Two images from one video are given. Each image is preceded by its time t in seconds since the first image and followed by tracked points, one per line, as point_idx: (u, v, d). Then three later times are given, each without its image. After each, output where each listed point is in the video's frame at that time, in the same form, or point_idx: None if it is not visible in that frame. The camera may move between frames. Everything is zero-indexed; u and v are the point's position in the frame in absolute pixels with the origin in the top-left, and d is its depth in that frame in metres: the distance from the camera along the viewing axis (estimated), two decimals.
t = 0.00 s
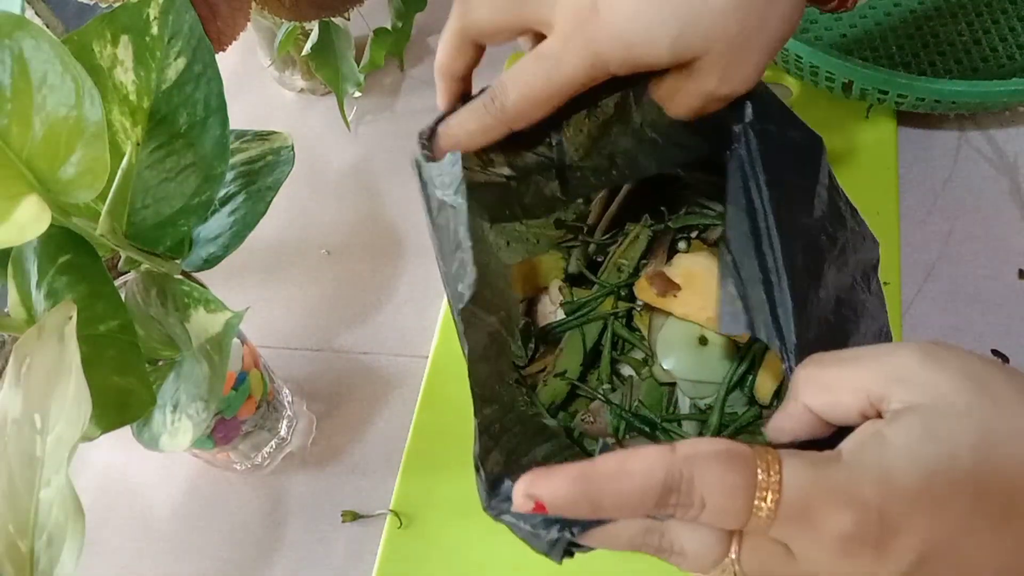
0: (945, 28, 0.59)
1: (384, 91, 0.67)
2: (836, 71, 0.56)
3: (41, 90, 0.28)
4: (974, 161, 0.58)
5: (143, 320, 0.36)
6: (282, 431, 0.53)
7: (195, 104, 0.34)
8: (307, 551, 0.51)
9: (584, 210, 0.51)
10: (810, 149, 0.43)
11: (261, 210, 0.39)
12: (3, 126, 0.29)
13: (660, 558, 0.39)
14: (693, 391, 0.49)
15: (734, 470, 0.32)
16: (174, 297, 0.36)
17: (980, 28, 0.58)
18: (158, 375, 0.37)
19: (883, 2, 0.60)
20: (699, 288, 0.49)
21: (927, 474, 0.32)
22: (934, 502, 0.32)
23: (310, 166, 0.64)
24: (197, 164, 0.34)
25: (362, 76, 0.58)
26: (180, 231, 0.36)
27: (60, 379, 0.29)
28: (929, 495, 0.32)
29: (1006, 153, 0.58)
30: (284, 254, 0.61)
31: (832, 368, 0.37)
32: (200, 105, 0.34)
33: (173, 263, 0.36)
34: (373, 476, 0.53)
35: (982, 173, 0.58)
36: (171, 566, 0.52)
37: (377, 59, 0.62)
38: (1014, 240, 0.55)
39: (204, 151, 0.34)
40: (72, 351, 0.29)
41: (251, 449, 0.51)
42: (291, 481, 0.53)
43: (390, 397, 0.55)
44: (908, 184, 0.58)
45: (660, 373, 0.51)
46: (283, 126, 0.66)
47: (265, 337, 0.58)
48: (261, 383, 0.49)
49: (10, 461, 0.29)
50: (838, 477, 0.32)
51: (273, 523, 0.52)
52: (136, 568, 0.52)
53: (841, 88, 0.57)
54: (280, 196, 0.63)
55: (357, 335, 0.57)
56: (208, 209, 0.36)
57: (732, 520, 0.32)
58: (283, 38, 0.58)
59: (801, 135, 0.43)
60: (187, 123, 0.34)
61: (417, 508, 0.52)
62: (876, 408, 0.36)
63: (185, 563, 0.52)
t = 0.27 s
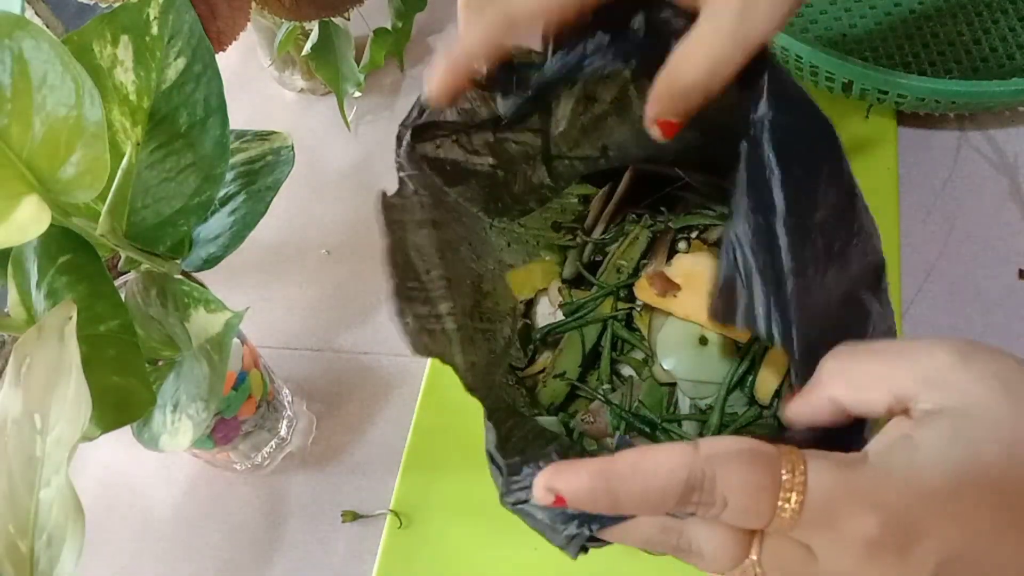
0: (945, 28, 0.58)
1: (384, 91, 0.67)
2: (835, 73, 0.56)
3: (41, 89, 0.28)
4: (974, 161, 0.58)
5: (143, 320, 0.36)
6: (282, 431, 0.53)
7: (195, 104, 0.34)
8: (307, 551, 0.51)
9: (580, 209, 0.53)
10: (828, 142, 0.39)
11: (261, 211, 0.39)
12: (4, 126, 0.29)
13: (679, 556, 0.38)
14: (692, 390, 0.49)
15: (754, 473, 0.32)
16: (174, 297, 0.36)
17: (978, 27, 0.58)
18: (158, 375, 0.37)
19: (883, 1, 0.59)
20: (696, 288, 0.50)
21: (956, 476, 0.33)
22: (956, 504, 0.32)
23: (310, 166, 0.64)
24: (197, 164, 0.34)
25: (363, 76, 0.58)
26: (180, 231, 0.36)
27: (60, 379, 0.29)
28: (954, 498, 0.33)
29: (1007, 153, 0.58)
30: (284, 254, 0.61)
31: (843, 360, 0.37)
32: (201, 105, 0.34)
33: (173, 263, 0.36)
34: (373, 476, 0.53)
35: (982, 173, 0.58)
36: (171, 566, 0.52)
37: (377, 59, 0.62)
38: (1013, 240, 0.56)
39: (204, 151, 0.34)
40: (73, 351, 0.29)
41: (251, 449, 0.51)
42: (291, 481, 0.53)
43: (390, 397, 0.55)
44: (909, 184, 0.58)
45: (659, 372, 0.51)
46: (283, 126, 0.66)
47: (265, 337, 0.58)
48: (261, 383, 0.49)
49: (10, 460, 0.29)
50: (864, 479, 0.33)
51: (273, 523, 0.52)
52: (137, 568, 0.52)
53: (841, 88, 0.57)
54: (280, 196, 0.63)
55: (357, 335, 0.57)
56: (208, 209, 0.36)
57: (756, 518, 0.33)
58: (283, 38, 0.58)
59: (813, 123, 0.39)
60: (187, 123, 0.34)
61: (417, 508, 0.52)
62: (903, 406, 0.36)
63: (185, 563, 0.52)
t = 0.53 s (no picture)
0: (945, 28, 0.58)
1: (384, 90, 0.67)
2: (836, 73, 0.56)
3: (41, 90, 0.28)
4: (974, 161, 0.58)
5: (142, 320, 0.36)
6: (282, 431, 0.53)
7: (194, 103, 0.34)
8: (307, 551, 0.51)
9: (579, 209, 0.54)
10: (826, 155, 0.41)
11: (261, 211, 0.39)
12: (3, 126, 0.29)
13: None
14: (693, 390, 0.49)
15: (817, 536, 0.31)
16: (174, 297, 0.36)
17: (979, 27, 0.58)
18: (158, 375, 0.37)
19: (883, 1, 0.59)
20: (700, 287, 0.49)
21: None
22: None
23: (310, 166, 0.64)
24: (197, 164, 0.34)
25: (362, 76, 0.58)
26: (180, 231, 0.36)
27: (60, 379, 0.29)
28: None
29: (1006, 153, 0.58)
30: (284, 254, 0.61)
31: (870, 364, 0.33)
32: (199, 105, 0.34)
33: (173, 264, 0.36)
34: (373, 476, 0.53)
35: (983, 173, 0.58)
36: (171, 566, 0.52)
37: (377, 59, 0.62)
38: (1013, 240, 0.55)
39: (203, 151, 0.34)
40: (72, 351, 0.29)
41: (251, 449, 0.51)
42: (291, 481, 0.53)
43: (390, 397, 0.55)
44: (909, 184, 0.58)
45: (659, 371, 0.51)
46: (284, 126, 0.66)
47: (265, 337, 0.58)
48: (261, 383, 0.49)
49: (10, 460, 0.29)
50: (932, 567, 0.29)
51: (273, 523, 0.52)
52: (137, 569, 0.52)
53: (840, 88, 0.58)
54: (279, 196, 0.63)
55: (357, 334, 0.57)
56: (208, 209, 0.36)
57: None
58: (283, 38, 0.58)
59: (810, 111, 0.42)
60: (187, 123, 0.34)
61: (417, 508, 0.52)
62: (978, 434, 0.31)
63: (185, 563, 0.52)
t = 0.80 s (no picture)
0: (945, 28, 0.59)
1: (384, 90, 0.67)
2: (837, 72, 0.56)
3: (41, 90, 0.28)
4: (974, 161, 0.58)
5: (142, 320, 0.36)
6: (282, 431, 0.53)
7: (194, 103, 0.33)
8: (307, 551, 0.51)
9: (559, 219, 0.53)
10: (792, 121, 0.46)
11: (261, 211, 0.39)
12: (3, 126, 0.29)
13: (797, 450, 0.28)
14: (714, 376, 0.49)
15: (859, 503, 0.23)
16: (174, 297, 0.36)
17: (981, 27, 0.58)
18: (158, 375, 0.37)
19: (883, 1, 0.60)
20: (671, 289, 0.52)
21: None
22: None
23: (310, 166, 0.64)
24: (196, 164, 0.34)
25: (362, 76, 0.58)
26: (180, 231, 0.36)
27: (60, 379, 0.29)
28: None
29: (1007, 153, 0.58)
30: (284, 254, 0.61)
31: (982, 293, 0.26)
32: (199, 105, 0.34)
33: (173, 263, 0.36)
34: (373, 476, 0.53)
35: (984, 173, 0.58)
36: (171, 567, 0.52)
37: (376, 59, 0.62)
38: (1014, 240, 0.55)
39: (203, 151, 0.34)
40: (72, 350, 0.29)
41: (251, 449, 0.51)
42: (291, 481, 0.53)
43: (390, 397, 0.55)
44: (908, 185, 0.58)
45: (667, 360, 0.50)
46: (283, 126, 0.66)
47: (265, 337, 0.58)
48: (261, 383, 0.49)
49: (10, 460, 0.29)
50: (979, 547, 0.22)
51: (273, 523, 0.52)
52: (137, 569, 0.52)
53: (840, 88, 0.58)
54: (280, 196, 0.63)
55: (357, 334, 0.57)
56: (208, 209, 0.36)
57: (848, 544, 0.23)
58: (283, 38, 0.58)
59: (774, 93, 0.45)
60: (187, 123, 0.34)
61: (418, 508, 0.52)
62: None
63: (184, 563, 0.52)
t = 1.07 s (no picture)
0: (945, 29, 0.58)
1: (384, 91, 0.67)
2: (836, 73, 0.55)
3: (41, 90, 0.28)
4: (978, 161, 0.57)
5: (142, 320, 0.36)
6: (282, 431, 0.53)
7: (194, 103, 0.33)
8: (306, 551, 0.51)
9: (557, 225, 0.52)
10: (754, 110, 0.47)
11: (261, 210, 0.39)
12: (3, 126, 0.29)
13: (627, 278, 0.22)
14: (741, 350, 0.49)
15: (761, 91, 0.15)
16: (174, 297, 0.36)
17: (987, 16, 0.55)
18: (158, 375, 0.37)
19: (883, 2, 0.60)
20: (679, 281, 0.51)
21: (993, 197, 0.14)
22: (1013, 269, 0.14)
23: (310, 166, 0.64)
24: (197, 163, 0.34)
25: (362, 76, 0.58)
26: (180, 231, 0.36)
27: (60, 379, 0.29)
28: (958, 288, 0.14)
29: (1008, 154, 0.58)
30: (284, 254, 0.61)
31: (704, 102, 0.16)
32: (200, 104, 0.33)
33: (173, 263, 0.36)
34: (373, 476, 0.53)
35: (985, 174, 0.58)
36: (170, 567, 0.51)
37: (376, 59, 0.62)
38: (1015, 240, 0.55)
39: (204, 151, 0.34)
40: (72, 350, 0.29)
41: (251, 449, 0.51)
42: (291, 481, 0.53)
43: (391, 397, 0.55)
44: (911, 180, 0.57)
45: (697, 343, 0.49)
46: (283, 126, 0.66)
47: (265, 336, 0.58)
48: (261, 383, 0.49)
49: (10, 460, 0.29)
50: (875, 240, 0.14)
51: (273, 523, 0.52)
52: (136, 569, 0.52)
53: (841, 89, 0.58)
54: (279, 195, 0.63)
55: (357, 334, 0.57)
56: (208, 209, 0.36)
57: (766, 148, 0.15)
58: (283, 38, 0.58)
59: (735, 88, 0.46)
60: (187, 123, 0.34)
61: (418, 508, 0.52)
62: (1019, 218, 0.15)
63: (184, 563, 0.51)
